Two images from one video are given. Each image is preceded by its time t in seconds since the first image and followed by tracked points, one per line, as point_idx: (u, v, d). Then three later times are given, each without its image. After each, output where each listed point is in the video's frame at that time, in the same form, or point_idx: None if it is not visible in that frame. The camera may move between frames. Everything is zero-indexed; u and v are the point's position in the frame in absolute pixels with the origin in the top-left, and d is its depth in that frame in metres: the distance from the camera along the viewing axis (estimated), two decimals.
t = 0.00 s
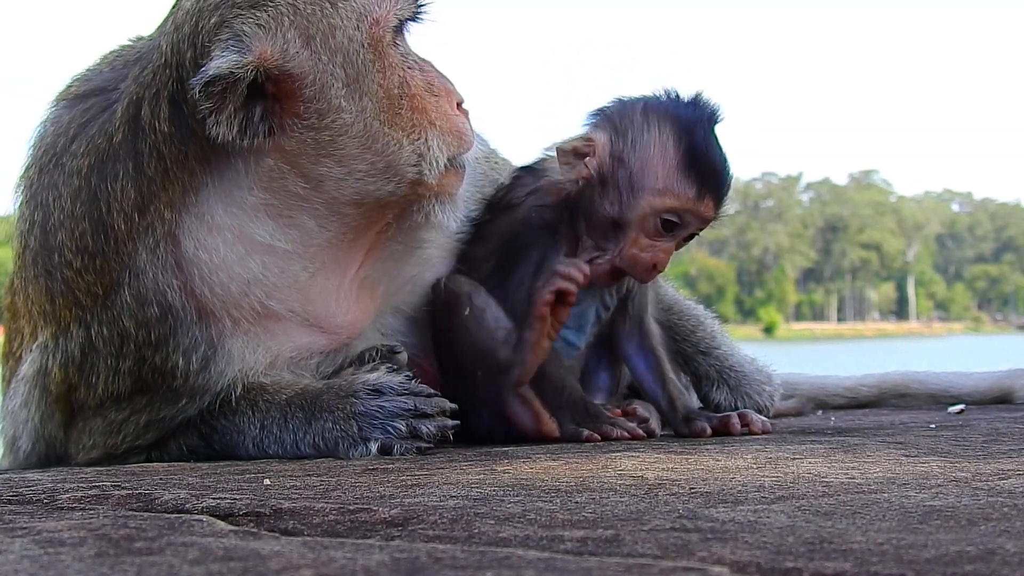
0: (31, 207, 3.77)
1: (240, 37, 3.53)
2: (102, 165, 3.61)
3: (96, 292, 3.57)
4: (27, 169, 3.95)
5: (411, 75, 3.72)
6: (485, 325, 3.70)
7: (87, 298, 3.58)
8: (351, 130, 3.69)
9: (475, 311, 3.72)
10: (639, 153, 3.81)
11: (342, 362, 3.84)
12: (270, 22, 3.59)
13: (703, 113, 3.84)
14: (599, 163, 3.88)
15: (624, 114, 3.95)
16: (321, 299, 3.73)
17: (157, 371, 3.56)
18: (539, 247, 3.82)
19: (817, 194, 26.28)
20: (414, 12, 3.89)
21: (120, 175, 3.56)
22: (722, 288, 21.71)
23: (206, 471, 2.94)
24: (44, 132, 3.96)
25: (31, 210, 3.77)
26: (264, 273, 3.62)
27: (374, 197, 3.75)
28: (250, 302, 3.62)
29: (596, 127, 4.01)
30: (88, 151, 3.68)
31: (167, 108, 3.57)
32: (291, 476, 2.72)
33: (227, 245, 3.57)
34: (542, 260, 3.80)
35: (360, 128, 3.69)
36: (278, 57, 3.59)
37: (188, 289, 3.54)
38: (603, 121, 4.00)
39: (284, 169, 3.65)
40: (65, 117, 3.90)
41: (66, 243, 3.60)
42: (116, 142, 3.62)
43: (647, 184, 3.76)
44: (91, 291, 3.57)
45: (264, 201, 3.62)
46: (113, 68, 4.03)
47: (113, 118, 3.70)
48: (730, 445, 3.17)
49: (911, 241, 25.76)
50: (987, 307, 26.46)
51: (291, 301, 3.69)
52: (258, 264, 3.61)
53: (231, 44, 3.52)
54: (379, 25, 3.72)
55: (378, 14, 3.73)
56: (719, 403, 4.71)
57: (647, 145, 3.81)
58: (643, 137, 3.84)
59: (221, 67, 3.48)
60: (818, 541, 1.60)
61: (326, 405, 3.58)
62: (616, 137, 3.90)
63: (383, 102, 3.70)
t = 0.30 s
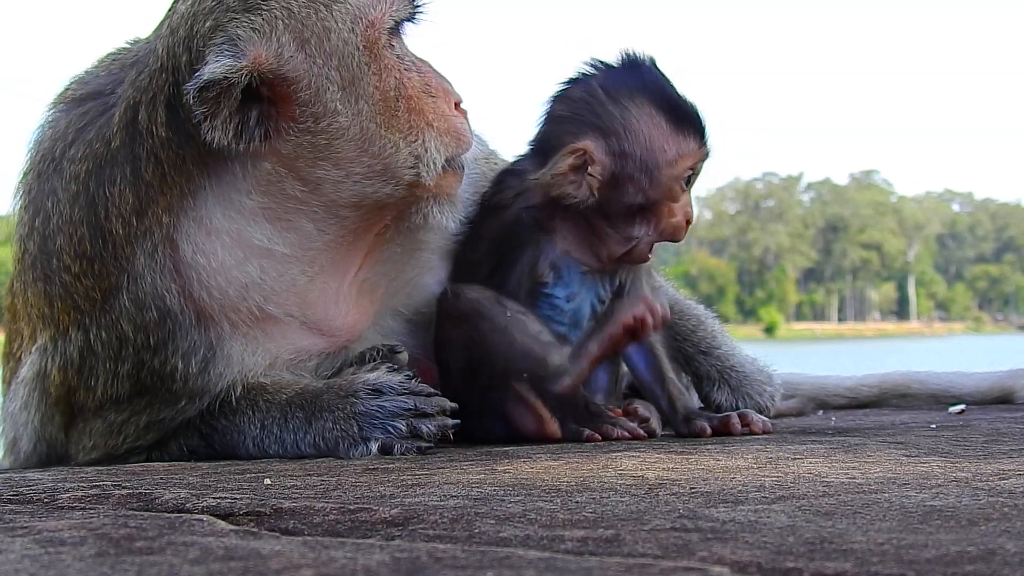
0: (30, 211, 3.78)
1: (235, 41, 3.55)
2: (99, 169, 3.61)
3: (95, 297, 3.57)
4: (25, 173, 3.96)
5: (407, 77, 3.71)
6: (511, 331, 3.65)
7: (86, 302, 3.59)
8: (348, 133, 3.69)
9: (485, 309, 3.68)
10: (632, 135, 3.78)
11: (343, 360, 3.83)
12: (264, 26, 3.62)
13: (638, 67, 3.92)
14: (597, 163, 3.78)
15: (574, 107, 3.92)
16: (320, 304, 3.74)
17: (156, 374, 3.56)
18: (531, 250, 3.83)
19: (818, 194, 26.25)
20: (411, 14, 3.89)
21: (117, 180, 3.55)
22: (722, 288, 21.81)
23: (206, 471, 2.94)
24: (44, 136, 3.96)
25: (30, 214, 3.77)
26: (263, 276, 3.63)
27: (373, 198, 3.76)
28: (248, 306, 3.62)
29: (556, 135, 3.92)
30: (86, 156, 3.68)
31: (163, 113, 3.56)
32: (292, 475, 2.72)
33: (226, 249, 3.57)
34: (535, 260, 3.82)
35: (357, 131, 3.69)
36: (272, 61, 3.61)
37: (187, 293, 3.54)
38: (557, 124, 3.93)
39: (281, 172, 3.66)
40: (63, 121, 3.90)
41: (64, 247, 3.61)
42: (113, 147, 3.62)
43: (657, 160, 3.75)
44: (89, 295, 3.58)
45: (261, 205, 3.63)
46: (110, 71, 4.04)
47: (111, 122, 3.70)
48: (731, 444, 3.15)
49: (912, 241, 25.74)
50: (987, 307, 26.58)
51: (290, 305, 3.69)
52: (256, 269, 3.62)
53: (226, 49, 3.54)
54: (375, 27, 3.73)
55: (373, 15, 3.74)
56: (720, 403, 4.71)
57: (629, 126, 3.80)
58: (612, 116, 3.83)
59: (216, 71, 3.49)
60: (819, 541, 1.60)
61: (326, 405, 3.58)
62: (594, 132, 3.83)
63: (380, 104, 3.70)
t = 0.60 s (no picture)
0: (29, 212, 3.79)
1: (231, 42, 3.56)
2: (98, 171, 3.61)
3: (94, 298, 3.58)
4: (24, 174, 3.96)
5: (404, 76, 3.71)
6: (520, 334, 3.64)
7: (86, 304, 3.60)
8: (345, 133, 3.69)
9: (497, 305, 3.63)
10: (633, 124, 3.83)
11: (343, 360, 3.82)
12: (260, 27, 3.62)
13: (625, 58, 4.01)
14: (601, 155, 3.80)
15: (567, 98, 3.93)
16: (318, 303, 3.74)
17: (155, 376, 3.56)
18: (527, 249, 3.78)
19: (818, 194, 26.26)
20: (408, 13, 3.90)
21: (116, 181, 3.55)
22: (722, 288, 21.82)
23: (206, 471, 2.94)
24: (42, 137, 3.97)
25: (29, 216, 3.78)
26: (261, 278, 3.63)
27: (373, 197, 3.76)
28: (246, 306, 3.61)
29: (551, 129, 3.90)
30: (84, 157, 3.69)
31: (160, 114, 3.57)
32: (292, 475, 2.72)
33: (224, 250, 3.57)
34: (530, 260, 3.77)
35: (354, 130, 3.70)
36: (269, 62, 3.61)
37: (186, 295, 3.54)
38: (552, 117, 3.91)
39: (279, 173, 3.66)
40: (61, 122, 3.92)
41: (63, 250, 3.62)
42: (112, 149, 3.62)
43: (658, 147, 3.84)
44: (88, 297, 3.59)
45: (259, 205, 3.63)
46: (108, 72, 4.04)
47: (108, 123, 3.70)
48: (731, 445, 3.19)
49: (912, 241, 25.60)
50: (988, 308, 26.59)
51: (288, 306, 3.69)
52: (254, 269, 3.62)
53: (222, 50, 3.54)
54: (371, 27, 3.74)
55: (370, 15, 3.75)
56: (721, 403, 4.71)
57: (627, 114, 3.86)
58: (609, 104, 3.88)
59: (213, 71, 3.50)
60: (819, 542, 1.60)
61: (326, 405, 3.58)
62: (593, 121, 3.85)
63: (377, 104, 3.70)
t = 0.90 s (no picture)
0: (29, 213, 3.79)
1: (229, 40, 3.56)
2: (96, 171, 3.61)
3: (93, 298, 3.58)
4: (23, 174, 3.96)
5: (401, 73, 3.71)
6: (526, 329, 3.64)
7: (85, 304, 3.60)
8: (342, 131, 3.69)
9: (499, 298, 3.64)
10: (637, 125, 3.88)
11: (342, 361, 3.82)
12: (258, 26, 3.62)
13: (645, 61, 4.04)
14: (603, 148, 3.87)
15: (580, 89, 4.01)
16: (318, 302, 3.74)
17: (155, 375, 3.57)
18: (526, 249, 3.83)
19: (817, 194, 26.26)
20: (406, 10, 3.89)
21: (114, 181, 3.55)
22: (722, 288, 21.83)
23: (206, 471, 2.95)
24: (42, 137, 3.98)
25: (29, 217, 3.78)
26: (261, 277, 3.63)
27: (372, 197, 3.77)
28: (246, 306, 3.61)
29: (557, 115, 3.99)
30: (82, 157, 3.69)
31: (158, 114, 3.56)
32: (292, 476, 2.72)
33: (223, 249, 3.57)
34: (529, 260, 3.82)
35: (352, 128, 3.70)
36: (267, 60, 3.62)
37: (185, 294, 3.54)
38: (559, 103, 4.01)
39: (276, 172, 3.66)
40: (60, 123, 3.92)
41: (62, 250, 3.61)
42: (110, 149, 3.62)
43: (658, 151, 3.87)
44: (88, 297, 3.59)
45: (258, 204, 3.63)
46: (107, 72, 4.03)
47: (107, 123, 3.70)
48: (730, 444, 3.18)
49: (911, 241, 25.81)
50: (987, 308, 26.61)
51: (287, 305, 3.69)
52: (253, 268, 3.62)
53: (219, 49, 3.54)
54: (369, 24, 3.73)
55: (367, 13, 3.75)
56: (721, 404, 4.71)
57: (632, 111, 3.91)
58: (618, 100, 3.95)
59: (212, 71, 3.49)
60: (818, 541, 1.60)
61: (326, 405, 3.58)
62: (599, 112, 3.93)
63: (375, 102, 3.70)
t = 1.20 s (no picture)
0: (27, 214, 3.79)
1: (217, 38, 3.55)
2: (93, 171, 3.60)
3: (92, 299, 3.58)
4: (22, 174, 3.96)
5: (393, 74, 3.69)
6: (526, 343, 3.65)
7: (84, 305, 3.60)
8: (331, 131, 3.69)
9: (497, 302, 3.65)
10: (655, 127, 3.93)
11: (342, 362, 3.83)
12: (246, 24, 3.62)
13: (653, 64, 4.12)
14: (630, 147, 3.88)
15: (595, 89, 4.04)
16: (317, 304, 3.75)
17: (154, 376, 3.57)
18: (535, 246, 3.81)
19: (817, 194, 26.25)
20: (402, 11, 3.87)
21: (112, 181, 3.53)
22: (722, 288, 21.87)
23: (207, 471, 2.94)
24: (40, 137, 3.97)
25: (27, 217, 3.78)
26: (259, 278, 3.63)
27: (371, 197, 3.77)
28: (244, 307, 3.62)
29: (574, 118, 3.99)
30: (78, 157, 3.69)
31: (154, 110, 3.54)
32: (292, 476, 2.72)
33: (221, 250, 3.58)
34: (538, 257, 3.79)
35: (340, 129, 3.69)
36: (255, 58, 3.61)
37: (183, 295, 3.54)
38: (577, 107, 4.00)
39: (268, 171, 3.65)
40: (58, 123, 3.92)
41: (60, 250, 3.61)
42: (105, 147, 3.61)
43: (675, 152, 3.93)
44: (87, 297, 3.59)
45: (255, 204, 3.62)
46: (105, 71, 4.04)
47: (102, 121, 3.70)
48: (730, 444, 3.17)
49: (911, 241, 25.81)
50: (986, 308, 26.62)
51: (285, 306, 3.70)
52: (252, 269, 3.62)
53: (208, 47, 3.53)
54: (360, 25, 3.72)
55: (358, 13, 3.73)
56: (721, 404, 4.71)
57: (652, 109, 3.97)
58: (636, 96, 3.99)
59: (198, 70, 3.47)
60: (818, 541, 1.60)
61: (325, 405, 3.58)
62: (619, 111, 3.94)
63: (365, 102, 3.69)
